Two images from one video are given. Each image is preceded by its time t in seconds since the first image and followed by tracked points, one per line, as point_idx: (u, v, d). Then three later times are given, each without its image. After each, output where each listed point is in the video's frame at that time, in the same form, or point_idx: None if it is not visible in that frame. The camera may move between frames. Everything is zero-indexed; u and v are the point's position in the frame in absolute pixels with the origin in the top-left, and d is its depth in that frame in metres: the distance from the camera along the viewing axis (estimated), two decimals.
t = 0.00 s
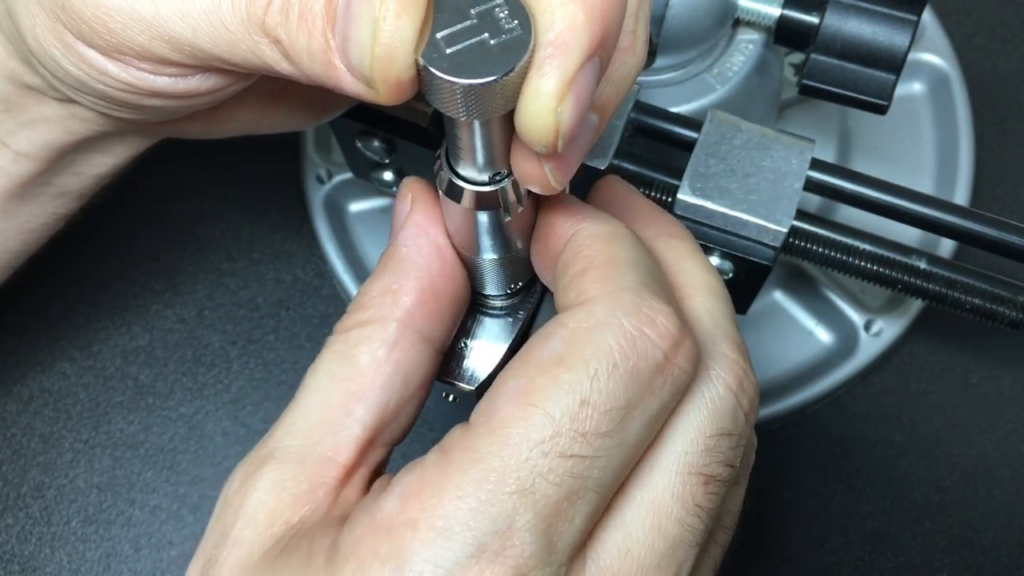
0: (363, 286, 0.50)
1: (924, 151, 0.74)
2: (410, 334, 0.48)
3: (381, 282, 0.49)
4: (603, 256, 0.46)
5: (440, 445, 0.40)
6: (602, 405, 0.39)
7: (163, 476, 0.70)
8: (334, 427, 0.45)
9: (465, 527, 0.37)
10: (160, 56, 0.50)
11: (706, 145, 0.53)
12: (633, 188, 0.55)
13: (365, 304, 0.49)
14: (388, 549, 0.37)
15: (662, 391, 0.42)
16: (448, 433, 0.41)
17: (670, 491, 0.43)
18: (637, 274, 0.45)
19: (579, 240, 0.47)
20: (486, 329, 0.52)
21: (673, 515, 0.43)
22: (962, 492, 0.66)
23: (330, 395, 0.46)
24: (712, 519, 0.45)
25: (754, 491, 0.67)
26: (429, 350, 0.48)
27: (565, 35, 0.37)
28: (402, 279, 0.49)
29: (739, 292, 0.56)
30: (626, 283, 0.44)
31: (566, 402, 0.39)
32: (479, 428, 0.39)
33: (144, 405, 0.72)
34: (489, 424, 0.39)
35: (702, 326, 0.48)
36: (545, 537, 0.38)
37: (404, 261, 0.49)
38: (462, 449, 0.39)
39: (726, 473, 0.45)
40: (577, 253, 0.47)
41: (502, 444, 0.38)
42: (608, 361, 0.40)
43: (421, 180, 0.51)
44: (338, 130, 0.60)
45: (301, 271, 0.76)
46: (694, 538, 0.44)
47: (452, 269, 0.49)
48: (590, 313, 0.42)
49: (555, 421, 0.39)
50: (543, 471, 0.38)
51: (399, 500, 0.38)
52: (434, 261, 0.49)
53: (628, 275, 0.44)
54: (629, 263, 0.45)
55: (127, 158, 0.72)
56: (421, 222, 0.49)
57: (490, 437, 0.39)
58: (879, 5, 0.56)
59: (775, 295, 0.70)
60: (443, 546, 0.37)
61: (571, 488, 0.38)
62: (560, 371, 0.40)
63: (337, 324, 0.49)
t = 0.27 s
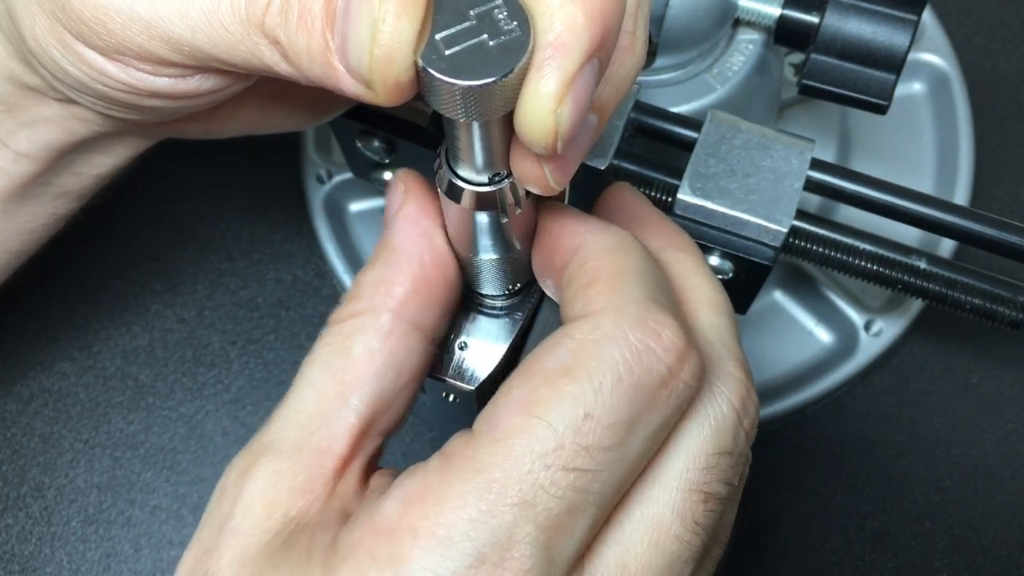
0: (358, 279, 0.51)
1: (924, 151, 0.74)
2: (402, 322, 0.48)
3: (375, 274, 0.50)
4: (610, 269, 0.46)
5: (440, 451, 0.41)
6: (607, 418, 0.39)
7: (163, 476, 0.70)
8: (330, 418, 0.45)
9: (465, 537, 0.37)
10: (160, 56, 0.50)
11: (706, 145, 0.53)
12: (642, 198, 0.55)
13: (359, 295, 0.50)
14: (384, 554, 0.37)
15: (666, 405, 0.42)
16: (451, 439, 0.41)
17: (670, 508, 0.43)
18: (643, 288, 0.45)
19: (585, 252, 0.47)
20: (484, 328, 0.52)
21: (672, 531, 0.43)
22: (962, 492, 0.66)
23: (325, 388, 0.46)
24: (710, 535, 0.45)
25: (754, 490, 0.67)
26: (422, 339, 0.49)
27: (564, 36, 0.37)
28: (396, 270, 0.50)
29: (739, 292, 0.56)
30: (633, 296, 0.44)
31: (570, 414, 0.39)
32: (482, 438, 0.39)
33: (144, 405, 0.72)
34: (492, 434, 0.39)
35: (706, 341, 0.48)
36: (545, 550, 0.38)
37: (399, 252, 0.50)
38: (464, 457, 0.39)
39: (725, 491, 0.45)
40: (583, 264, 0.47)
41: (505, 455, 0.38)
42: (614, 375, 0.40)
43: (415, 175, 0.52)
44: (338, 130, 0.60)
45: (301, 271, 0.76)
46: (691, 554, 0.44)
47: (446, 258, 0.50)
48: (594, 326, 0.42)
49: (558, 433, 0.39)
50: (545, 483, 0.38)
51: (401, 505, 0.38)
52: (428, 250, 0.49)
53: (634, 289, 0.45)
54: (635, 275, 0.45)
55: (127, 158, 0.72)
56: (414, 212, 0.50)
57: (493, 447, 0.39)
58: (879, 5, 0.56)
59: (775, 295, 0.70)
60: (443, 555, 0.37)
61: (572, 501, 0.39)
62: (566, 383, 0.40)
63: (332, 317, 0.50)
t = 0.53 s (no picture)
0: (346, 285, 0.49)
1: (924, 150, 0.74)
2: (384, 346, 0.47)
3: (367, 286, 0.48)
4: (575, 252, 0.46)
5: (404, 444, 0.40)
6: (565, 401, 0.40)
7: (163, 476, 0.70)
8: (297, 429, 0.44)
9: (432, 525, 0.37)
10: (160, 56, 0.50)
11: (706, 145, 0.53)
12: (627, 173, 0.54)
13: (345, 304, 0.48)
14: (355, 551, 0.37)
15: (622, 390, 0.43)
16: (414, 432, 0.41)
17: (637, 481, 0.43)
18: (605, 273, 0.45)
19: (553, 235, 0.47)
20: (483, 328, 0.52)
21: (639, 503, 0.43)
22: (962, 492, 0.66)
23: (294, 395, 0.45)
24: (682, 508, 0.45)
25: (753, 490, 0.67)
26: (399, 364, 0.48)
27: (564, 35, 0.37)
28: (389, 288, 0.48)
29: (739, 292, 0.56)
30: (592, 281, 0.45)
31: (531, 399, 0.40)
32: (445, 427, 0.39)
33: (144, 405, 0.72)
34: (454, 422, 0.39)
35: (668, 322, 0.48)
36: (511, 533, 0.38)
37: (399, 271, 0.48)
38: (429, 447, 0.39)
39: (694, 461, 0.45)
40: (551, 247, 0.47)
41: (468, 440, 0.39)
42: (570, 358, 0.41)
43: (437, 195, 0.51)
44: (338, 130, 0.60)
45: (301, 271, 0.76)
46: (663, 526, 0.44)
47: (440, 286, 0.49)
48: (551, 313, 0.43)
49: (520, 416, 0.39)
50: (510, 466, 0.38)
51: (366, 501, 0.38)
52: (428, 278, 0.48)
53: (595, 274, 0.45)
54: (600, 259, 0.46)
55: (127, 158, 0.72)
56: (429, 238, 0.48)
57: (456, 434, 0.39)
58: (879, 5, 0.56)
59: (775, 295, 0.70)
60: (411, 546, 0.36)
61: (536, 484, 0.39)
62: (525, 368, 0.40)
63: (310, 318, 0.48)
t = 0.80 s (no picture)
0: (335, 285, 0.49)
1: (924, 150, 0.74)
2: (362, 358, 0.47)
3: (357, 293, 0.48)
4: (560, 235, 0.46)
5: (389, 429, 0.40)
6: (546, 382, 0.40)
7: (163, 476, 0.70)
8: (273, 437, 0.44)
9: (422, 505, 0.37)
10: (159, 56, 0.50)
11: (706, 146, 0.53)
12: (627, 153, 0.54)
13: (329, 305, 0.47)
14: (346, 535, 0.37)
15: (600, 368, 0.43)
16: (398, 417, 0.40)
17: (620, 456, 0.43)
18: (588, 258, 0.45)
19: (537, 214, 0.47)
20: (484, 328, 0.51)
21: (623, 479, 0.43)
22: (962, 492, 0.66)
23: (273, 399, 0.45)
24: (670, 483, 0.44)
25: (753, 490, 0.67)
26: (377, 375, 0.47)
27: (562, 37, 0.37)
28: (378, 302, 0.47)
29: (739, 293, 0.56)
30: (575, 265, 0.45)
31: (513, 379, 0.40)
32: (429, 409, 0.39)
33: (144, 405, 0.72)
34: (438, 404, 0.39)
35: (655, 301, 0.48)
36: (497, 512, 0.38)
37: (392, 287, 0.48)
38: (415, 430, 0.39)
39: (680, 437, 0.45)
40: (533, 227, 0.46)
41: (454, 421, 0.38)
42: (549, 340, 0.41)
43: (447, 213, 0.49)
44: (338, 130, 0.60)
45: (301, 271, 0.76)
46: (649, 501, 0.43)
47: (429, 308, 0.48)
48: (530, 295, 0.43)
49: (503, 397, 0.39)
50: (495, 445, 0.38)
51: (353, 486, 0.38)
52: (418, 300, 0.48)
53: (578, 258, 0.45)
54: (585, 244, 0.46)
55: (127, 158, 0.72)
56: (427, 259, 0.48)
57: (441, 416, 0.39)
58: (879, 5, 0.56)
59: (775, 295, 0.70)
60: (404, 526, 0.36)
61: (521, 463, 0.39)
62: (506, 350, 0.40)
63: (289, 312, 0.48)
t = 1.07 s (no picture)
0: (331, 296, 0.49)
1: (924, 150, 0.74)
2: (361, 370, 0.47)
3: (354, 305, 0.48)
4: (568, 238, 0.46)
5: (408, 440, 0.40)
6: (564, 386, 0.41)
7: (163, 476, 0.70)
8: (273, 449, 0.44)
9: (448, 516, 0.36)
10: (160, 56, 0.50)
11: (705, 146, 0.53)
12: (646, 148, 0.55)
13: (329, 316, 0.47)
14: (371, 547, 0.36)
15: (614, 372, 0.43)
16: (416, 428, 0.40)
17: (639, 463, 0.43)
18: (597, 261, 0.46)
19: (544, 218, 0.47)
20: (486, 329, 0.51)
21: (643, 484, 0.43)
22: (962, 492, 0.66)
23: (267, 413, 0.45)
24: (686, 487, 0.44)
25: (753, 490, 0.67)
26: (374, 387, 0.47)
27: (561, 39, 0.37)
28: (378, 314, 0.47)
29: (739, 293, 0.56)
30: (586, 269, 0.45)
31: (533, 384, 0.40)
32: (449, 418, 0.39)
33: (144, 405, 0.72)
34: (459, 412, 0.39)
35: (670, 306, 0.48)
36: (524, 518, 0.38)
37: (393, 300, 0.48)
38: (437, 440, 0.39)
39: (695, 440, 0.45)
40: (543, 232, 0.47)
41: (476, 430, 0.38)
42: (566, 344, 0.42)
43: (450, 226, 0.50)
44: (338, 130, 0.60)
45: (301, 271, 0.76)
46: (668, 505, 0.43)
47: (428, 324, 0.49)
48: (544, 301, 0.43)
49: (524, 403, 0.39)
50: (518, 452, 0.38)
51: (375, 498, 0.37)
52: (418, 314, 0.48)
53: (588, 261, 0.46)
54: (591, 246, 0.46)
55: (127, 158, 0.72)
56: (428, 272, 0.48)
57: (463, 424, 0.39)
58: (879, 5, 0.56)
59: (775, 295, 0.70)
60: (430, 537, 0.36)
61: (542, 468, 0.39)
62: (524, 356, 0.41)
63: (285, 323, 0.48)
